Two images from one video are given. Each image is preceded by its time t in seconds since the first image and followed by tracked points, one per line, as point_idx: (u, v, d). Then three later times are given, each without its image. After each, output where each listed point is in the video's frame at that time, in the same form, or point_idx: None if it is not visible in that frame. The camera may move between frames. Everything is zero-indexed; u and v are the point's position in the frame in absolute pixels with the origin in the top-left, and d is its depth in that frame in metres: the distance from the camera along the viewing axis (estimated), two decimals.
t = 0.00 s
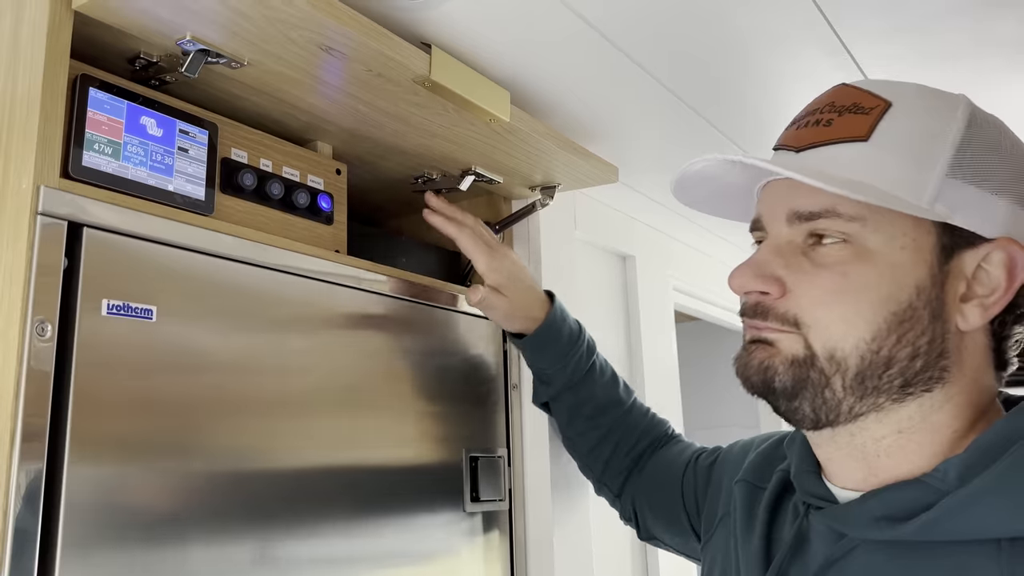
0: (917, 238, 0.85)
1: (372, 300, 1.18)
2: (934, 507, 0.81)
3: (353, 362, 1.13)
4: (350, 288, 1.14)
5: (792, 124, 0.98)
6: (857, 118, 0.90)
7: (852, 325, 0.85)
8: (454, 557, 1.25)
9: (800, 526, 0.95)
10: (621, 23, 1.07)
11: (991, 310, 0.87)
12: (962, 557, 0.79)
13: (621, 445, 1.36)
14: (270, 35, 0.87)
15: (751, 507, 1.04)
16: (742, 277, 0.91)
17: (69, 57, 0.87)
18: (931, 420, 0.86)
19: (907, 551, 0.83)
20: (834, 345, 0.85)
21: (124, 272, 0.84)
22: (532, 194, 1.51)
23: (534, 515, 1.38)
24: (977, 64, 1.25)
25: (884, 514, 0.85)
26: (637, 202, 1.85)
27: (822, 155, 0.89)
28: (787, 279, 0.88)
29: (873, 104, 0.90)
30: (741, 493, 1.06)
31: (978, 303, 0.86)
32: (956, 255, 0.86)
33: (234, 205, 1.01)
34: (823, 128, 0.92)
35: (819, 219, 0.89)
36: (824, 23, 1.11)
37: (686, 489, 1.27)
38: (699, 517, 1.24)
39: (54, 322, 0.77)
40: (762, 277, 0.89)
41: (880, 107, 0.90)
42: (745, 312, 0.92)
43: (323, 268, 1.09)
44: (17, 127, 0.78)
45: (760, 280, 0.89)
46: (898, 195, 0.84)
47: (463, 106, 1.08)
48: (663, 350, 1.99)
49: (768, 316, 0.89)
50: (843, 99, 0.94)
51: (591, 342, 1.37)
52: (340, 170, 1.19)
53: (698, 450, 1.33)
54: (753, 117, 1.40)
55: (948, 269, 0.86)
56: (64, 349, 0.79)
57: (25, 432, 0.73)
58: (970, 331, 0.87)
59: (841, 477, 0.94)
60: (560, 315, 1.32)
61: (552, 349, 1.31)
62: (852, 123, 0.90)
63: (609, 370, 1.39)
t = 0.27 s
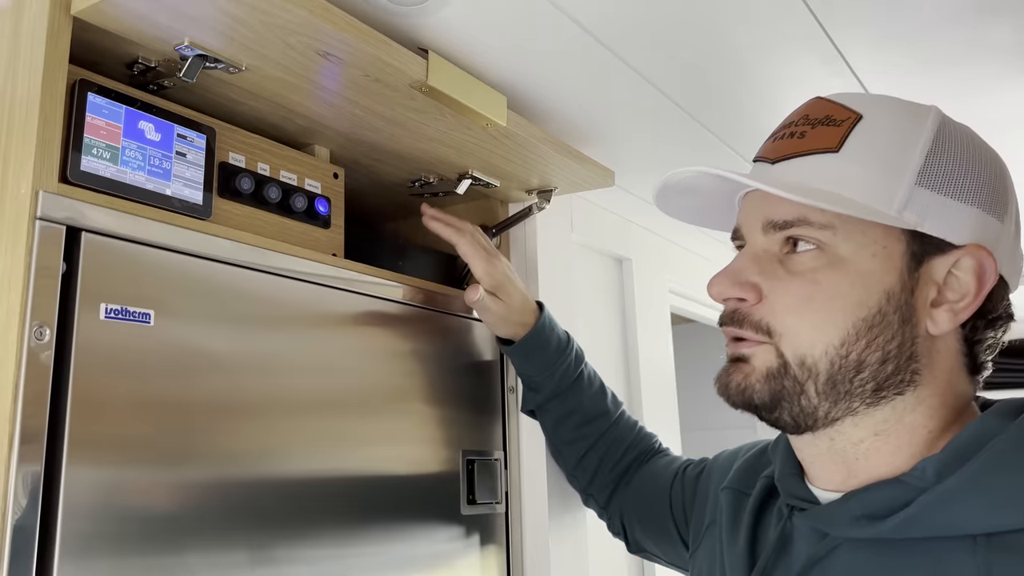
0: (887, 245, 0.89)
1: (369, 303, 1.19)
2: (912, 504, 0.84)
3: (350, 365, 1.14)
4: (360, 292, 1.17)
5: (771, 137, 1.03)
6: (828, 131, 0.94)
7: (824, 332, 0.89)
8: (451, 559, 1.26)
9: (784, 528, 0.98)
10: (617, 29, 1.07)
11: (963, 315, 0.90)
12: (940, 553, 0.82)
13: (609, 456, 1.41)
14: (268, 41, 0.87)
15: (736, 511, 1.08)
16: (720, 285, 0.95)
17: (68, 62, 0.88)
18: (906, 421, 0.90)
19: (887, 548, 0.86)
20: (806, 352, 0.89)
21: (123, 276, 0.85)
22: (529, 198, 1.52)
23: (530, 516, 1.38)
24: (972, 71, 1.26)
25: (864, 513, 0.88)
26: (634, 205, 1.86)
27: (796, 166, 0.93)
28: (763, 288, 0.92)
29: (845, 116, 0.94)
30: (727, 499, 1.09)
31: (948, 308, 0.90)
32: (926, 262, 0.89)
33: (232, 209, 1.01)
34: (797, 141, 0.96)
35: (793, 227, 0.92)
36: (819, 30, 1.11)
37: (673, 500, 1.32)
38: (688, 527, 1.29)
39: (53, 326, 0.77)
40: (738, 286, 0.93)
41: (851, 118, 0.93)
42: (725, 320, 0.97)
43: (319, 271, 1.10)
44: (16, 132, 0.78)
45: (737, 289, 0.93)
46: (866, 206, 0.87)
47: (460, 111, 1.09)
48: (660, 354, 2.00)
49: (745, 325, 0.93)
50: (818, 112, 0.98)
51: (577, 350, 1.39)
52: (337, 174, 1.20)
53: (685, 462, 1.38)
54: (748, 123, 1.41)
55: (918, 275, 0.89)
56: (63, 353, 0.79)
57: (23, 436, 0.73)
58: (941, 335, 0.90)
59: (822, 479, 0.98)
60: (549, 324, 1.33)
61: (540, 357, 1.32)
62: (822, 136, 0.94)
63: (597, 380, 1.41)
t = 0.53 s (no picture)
0: (875, 248, 0.90)
1: (365, 304, 1.19)
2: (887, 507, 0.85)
3: (346, 366, 1.14)
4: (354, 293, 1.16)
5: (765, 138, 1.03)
6: (823, 134, 0.94)
7: (809, 333, 0.90)
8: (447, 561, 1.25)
9: (763, 529, 0.99)
10: (614, 31, 1.08)
11: (945, 321, 0.91)
12: (914, 557, 0.83)
13: (603, 459, 1.41)
14: (264, 41, 0.87)
15: (718, 512, 1.08)
16: (709, 282, 0.96)
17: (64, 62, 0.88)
18: (885, 422, 0.91)
19: (863, 551, 0.87)
20: (792, 352, 0.90)
21: (118, 277, 0.85)
22: (526, 199, 1.52)
23: (528, 518, 1.38)
24: (968, 73, 1.26)
25: (840, 516, 0.90)
26: (631, 207, 1.86)
27: (789, 166, 0.94)
28: (750, 286, 0.93)
29: (840, 121, 0.95)
30: (710, 502, 1.11)
31: (930, 314, 0.92)
32: (913, 268, 0.91)
33: (228, 210, 1.01)
34: (792, 142, 0.96)
35: (782, 228, 0.94)
36: (815, 32, 1.12)
37: (660, 502, 1.34)
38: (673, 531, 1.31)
39: (48, 327, 0.77)
40: (726, 282, 0.94)
41: (847, 123, 0.94)
42: (710, 317, 0.98)
43: (315, 272, 1.09)
44: (12, 132, 0.78)
45: (725, 286, 0.94)
46: (858, 208, 0.88)
47: (457, 112, 1.09)
48: (657, 356, 2.00)
49: (732, 322, 0.94)
50: (814, 115, 0.99)
51: (575, 353, 1.40)
52: (333, 175, 1.20)
53: (672, 464, 1.39)
54: (744, 124, 1.41)
55: (903, 280, 0.91)
56: (58, 354, 0.79)
57: (18, 437, 0.73)
58: (923, 341, 0.92)
59: (800, 481, 0.99)
60: (548, 326, 1.34)
61: (538, 360, 1.33)
62: (817, 138, 0.94)
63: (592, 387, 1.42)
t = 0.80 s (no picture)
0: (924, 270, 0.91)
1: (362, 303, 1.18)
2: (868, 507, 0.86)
3: (344, 366, 1.14)
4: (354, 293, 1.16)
5: (805, 127, 0.96)
6: (895, 143, 0.92)
7: (884, 354, 0.86)
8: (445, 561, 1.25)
9: (747, 530, 1.00)
10: (613, 29, 1.07)
11: (951, 342, 0.96)
12: (895, 556, 0.84)
13: (602, 464, 1.41)
14: (263, 38, 0.87)
15: (705, 515, 1.09)
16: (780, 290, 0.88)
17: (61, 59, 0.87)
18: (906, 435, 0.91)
19: (845, 552, 0.88)
20: (867, 374, 0.86)
21: (115, 275, 0.84)
22: (523, 198, 1.52)
23: (526, 519, 1.38)
24: (967, 75, 1.26)
25: (822, 517, 0.90)
26: (629, 207, 1.86)
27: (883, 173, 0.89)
28: (827, 301, 0.87)
29: (903, 131, 0.93)
30: (696, 504, 1.11)
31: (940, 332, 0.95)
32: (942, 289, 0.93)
33: (225, 207, 1.01)
34: (858, 145, 0.91)
35: (854, 243, 0.90)
36: (815, 32, 1.12)
37: (653, 504, 1.33)
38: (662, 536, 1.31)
39: (45, 325, 0.77)
40: (803, 295, 0.87)
41: (909, 135, 0.93)
42: (763, 325, 0.91)
43: (313, 270, 1.09)
44: (9, 129, 0.78)
45: (800, 297, 0.87)
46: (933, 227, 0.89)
47: (456, 111, 1.08)
48: (654, 356, 2.00)
49: (807, 337, 0.87)
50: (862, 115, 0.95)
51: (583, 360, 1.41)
52: (331, 173, 1.19)
53: (670, 468, 1.38)
54: (742, 124, 1.41)
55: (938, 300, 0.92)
56: (55, 352, 0.78)
57: (14, 435, 0.72)
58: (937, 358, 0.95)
59: (789, 483, 0.98)
60: (557, 333, 1.35)
61: (547, 366, 1.33)
62: (890, 147, 0.91)
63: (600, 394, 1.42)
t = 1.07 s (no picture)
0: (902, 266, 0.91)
1: (359, 302, 1.18)
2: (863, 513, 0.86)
3: (341, 366, 1.13)
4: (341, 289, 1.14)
5: (771, 135, 0.95)
6: (859, 145, 0.91)
7: (865, 361, 0.86)
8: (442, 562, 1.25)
9: (744, 534, 1.01)
10: (610, 29, 1.07)
11: (934, 338, 0.95)
12: (891, 560, 0.84)
13: (602, 466, 1.42)
14: (260, 37, 0.86)
15: (701, 519, 1.10)
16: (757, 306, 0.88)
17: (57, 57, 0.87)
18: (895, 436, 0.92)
19: (842, 557, 0.88)
20: (848, 384, 0.86)
21: (111, 274, 0.84)
22: (521, 198, 1.52)
23: (522, 521, 1.39)
24: (964, 76, 1.26)
25: (818, 522, 0.90)
26: (626, 207, 1.87)
27: (847, 175, 0.88)
28: (804, 312, 0.87)
29: (869, 130, 0.93)
30: (693, 508, 1.12)
31: (926, 329, 0.94)
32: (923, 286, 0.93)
33: (221, 207, 1.00)
34: (825, 149, 0.91)
35: (828, 247, 0.90)
36: (812, 33, 1.12)
37: (649, 506, 1.33)
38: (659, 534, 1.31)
39: (40, 323, 0.76)
40: (780, 309, 0.87)
41: (877, 136, 0.92)
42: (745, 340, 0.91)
43: (309, 270, 1.08)
44: (5, 127, 0.78)
45: (777, 312, 0.87)
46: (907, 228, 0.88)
47: (453, 110, 1.08)
48: (651, 356, 2.00)
49: (786, 351, 0.87)
50: (831, 119, 0.94)
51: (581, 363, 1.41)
52: (327, 172, 1.19)
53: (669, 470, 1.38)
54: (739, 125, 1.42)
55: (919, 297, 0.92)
56: (50, 351, 0.78)
57: (10, 434, 0.72)
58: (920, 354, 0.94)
59: (784, 488, 0.99)
60: (556, 339, 1.35)
61: (542, 369, 1.33)
62: (854, 149, 0.91)
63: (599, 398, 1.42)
